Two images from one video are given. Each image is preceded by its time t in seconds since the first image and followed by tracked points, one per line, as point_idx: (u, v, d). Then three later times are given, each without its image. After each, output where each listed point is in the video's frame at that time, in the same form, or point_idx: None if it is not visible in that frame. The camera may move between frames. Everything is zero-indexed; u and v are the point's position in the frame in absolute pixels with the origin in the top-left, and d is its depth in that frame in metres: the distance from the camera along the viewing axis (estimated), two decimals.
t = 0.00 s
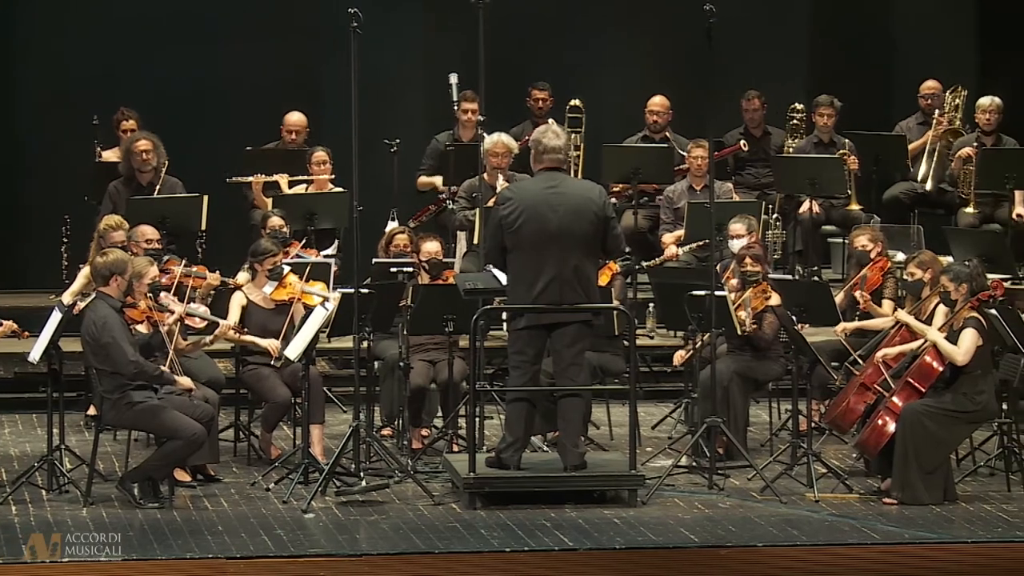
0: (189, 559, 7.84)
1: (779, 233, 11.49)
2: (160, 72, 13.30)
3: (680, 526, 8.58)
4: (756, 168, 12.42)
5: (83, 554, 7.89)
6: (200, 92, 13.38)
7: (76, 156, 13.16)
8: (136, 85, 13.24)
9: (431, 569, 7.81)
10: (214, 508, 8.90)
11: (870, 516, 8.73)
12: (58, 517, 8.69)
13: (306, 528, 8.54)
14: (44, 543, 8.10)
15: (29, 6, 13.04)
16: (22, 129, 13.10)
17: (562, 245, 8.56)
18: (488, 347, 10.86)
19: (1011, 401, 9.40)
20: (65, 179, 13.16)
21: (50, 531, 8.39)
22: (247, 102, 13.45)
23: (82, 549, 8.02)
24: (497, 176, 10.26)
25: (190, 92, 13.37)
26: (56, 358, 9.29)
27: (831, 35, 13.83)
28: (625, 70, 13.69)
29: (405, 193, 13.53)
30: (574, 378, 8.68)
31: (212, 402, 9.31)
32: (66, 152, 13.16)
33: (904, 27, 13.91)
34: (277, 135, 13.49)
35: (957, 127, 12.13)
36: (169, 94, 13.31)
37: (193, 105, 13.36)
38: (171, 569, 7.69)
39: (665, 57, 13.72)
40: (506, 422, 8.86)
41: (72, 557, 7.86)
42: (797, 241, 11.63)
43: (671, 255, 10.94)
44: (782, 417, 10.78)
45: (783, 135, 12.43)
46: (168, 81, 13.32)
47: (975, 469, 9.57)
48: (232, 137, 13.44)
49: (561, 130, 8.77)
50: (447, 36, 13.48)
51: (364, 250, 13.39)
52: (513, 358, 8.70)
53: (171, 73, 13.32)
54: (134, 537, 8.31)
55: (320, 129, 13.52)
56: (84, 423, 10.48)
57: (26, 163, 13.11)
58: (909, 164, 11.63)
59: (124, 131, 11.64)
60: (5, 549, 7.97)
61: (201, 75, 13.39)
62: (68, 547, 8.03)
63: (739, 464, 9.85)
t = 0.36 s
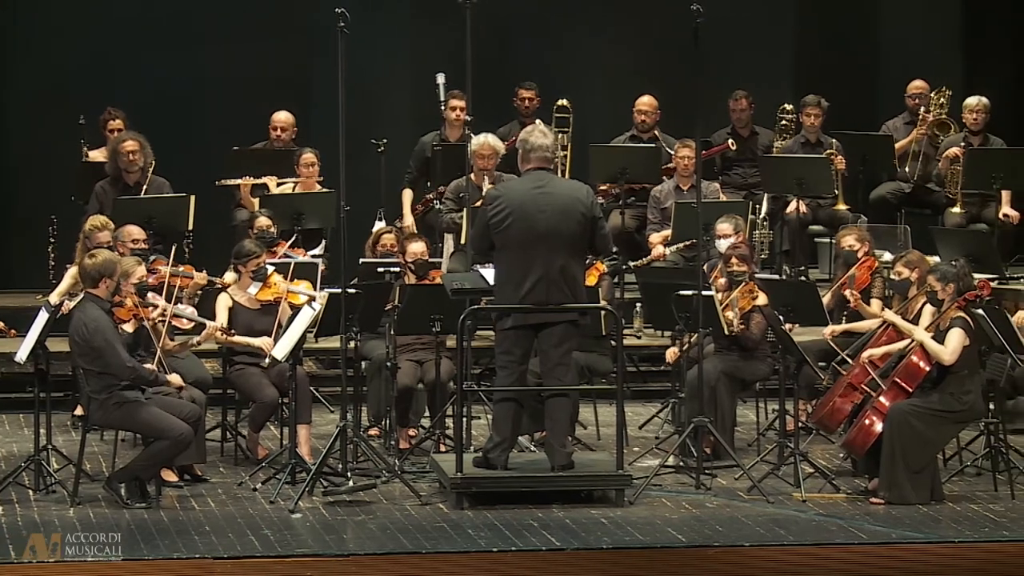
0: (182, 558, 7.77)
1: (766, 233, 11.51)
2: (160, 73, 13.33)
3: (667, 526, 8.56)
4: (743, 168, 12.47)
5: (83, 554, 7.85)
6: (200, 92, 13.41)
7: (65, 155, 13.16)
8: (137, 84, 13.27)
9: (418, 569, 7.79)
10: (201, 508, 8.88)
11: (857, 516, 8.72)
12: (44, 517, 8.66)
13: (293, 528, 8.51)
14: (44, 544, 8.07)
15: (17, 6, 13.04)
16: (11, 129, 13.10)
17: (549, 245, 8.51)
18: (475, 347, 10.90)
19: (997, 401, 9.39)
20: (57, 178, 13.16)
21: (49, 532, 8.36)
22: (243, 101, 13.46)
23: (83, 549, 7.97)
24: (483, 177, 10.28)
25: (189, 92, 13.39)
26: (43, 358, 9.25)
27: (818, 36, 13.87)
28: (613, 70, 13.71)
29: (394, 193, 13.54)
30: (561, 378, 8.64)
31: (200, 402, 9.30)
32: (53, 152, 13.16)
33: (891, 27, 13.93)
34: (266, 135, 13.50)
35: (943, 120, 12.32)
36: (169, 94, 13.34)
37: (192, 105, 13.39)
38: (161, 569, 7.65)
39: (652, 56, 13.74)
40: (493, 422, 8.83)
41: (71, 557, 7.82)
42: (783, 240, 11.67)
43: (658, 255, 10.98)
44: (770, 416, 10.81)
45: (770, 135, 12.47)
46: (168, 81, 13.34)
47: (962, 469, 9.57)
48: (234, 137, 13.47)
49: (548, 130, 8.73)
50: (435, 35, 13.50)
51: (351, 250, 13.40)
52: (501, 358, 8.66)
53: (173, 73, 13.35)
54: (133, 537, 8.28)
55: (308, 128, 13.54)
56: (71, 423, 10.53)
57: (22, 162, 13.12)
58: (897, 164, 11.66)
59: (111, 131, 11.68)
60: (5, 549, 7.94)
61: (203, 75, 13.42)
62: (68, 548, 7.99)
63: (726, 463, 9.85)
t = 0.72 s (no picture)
0: (174, 559, 7.74)
1: (753, 232, 11.61)
2: (156, 73, 13.38)
3: (654, 526, 8.55)
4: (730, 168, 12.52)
5: (84, 554, 7.83)
6: (196, 92, 13.45)
7: (53, 156, 13.19)
8: (134, 84, 13.31)
9: (403, 569, 7.77)
10: (188, 508, 8.87)
11: (844, 516, 8.71)
12: (31, 518, 8.63)
13: (280, 528, 8.50)
14: (44, 544, 8.06)
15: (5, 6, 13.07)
16: None
17: (536, 245, 8.50)
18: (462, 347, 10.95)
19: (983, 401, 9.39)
20: (45, 178, 13.19)
21: (49, 532, 8.36)
22: (232, 102, 13.50)
23: (83, 549, 7.96)
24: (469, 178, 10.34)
25: (185, 92, 13.43)
26: (28, 359, 9.24)
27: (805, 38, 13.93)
28: (600, 70, 13.76)
29: (383, 193, 13.56)
30: (548, 378, 8.63)
31: (186, 402, 9.29)
32: (42, 152, 13.19)
33: (878, 28, 13.96)
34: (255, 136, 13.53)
35: (930, 117, 12.42)
36: (157, 94, 13.37)
37: (187, 105, 13.43)
38: (154, 570, 7.62)
39: (639, 57, 13.79)
40: (480, 422, 8.81)
41: (72, 556, 7.80)
42: (770, 241, 11.72)
43: (645, 255, 11.01)
44: (756, 416, 10.84)
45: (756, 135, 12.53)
46: (161, 81, 13.38)
47: (948, 469, 9.57)
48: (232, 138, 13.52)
49: (535, 130, 8.76)
50: (422, 36, 13.53)
51: (338, 250, 13.41)
52: (488, 358, 8.64)
53: (171, 72, 13.40)
54: (131, 536, 8.27)
55: (296, 129, 13.57)
56: (58, 424, 10.57)
57: (19, 161, 13.17)
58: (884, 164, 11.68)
59: (97, 131, 11.70)
60: (6, 549, 7.91)
61: (200, 74, 13.48)
62: (68, 548, 7.98)
63: (713, 463, 9.86)
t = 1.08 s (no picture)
0: (165, 559, 7.73)
1: (741, 232, 11.72)
2: (148, 73, 13.41)
3: (642, 525, 8.54)
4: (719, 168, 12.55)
5: (84, 554, 7.81)
6: (187, 93, 13.48)
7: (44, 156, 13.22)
8: (125, 84, 13.35)
9: (391, 568, 7.76)
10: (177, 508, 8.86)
11: (833, 516, 8.70)
12: (20, 518, 8.61)
13: (269, 529, 8.49)
14: (45, 544, 8.04)
15: None
16: None
17: (524, 245, 8.49)
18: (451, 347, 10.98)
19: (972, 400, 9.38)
20: (35, 178, 13.21)
21: (50, 532, 8.35)
22: (223, 102, 13.53)
23: (83, 549, 7.94)
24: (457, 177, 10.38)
25: (176, 92, 13.46)
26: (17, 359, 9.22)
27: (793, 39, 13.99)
28: (588, 71, 13.82)
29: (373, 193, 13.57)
30: (537, 378, 8.62)
31: (175, 401, 9.28)
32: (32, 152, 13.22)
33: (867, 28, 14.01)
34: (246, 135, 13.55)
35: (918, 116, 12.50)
36: (147, 95, 13.41)
37: (178, 105, 13.46)
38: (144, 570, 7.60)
39: (628, 57, 13.83)
40: (469, 422, 8.80)
41: (72, 556, 7.78)
42: (759, 240, 11.75)
43: (634, 255, 11.03)
44: (745, 416, 10.86)
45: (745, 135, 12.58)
46: (150, 82, 13.41)
47: (937, 468, 9.58)
48: (224, 138, 13.55)
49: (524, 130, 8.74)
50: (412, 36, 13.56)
51: (327, 250, 13.42)
52: (477, 358, 8.61)
53: (163, 73, 13.43)
54: (131, 537, 8.26)
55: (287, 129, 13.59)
56: (46, 424, 10.61)
57: (14, 161, 13.19)
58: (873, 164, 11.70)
59: (85, 131, 11.73)
60: (6, 549, 7.89)
61: (192, 75, 13.50)
62: (68, 548, 7.95)
63: (702, 463, 9.87)
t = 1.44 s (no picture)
0: (158, 559, 7.72)
1: (732, 232, 11.79)
2: (142, 73, 13.42)
3: (633, 525, 8.54)
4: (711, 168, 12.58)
5: (83, 554, 7.81)
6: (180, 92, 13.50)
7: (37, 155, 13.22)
8: (117, 84, 13.37)
9: (382, 568, 7.76)
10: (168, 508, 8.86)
11: (824, 516, 8.70)
12: (13, 518, 8.60)
13: (260, 529, 8.49)
14: (44, 544, 8.04)
15: None
16: None
17: (515, 244, 8.49)
18: (442, 348, 11.01)
19: (963, 401, 9.38)
20: (29, 178, 13.21)
21: (50, 531, 8.35)
22: (217, 102, 13.55)
23: (82, 549, 7.94)
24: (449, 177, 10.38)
25: (169, 92, 13.48)
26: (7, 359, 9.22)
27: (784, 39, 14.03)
28: (581, 72, 13.85)
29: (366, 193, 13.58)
30: (528, 378, 8.61)
31: (166, 401, 9.28)
32: (26, 151, 13.22)
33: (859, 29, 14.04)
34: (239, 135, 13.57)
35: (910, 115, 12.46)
36: (140, 95, 13.42)
37: (171, 105, 13.48)
38: (137, 569, 7.59)
39: (621, 58, 13.86)
40: (460, 422, 8.78)
41: (71, 556, 7.79)
42: (750, 240, 11.78)
43: (625, 255, 11.03)
44: (736, 416, 10.88)
45: (736, 135, 12.59)
46: (143, 82, 13.42)
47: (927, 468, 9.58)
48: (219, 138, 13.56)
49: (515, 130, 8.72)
50: (405, 36, 13.59)
51: (320, 250, 13.42)
52: (468, 358, 8.60)
53: (157, 73, 13.45)
54: (131, 537, 8.26)
55: (280, 129, 13.61)
56: (38, 424, 10.61)
57: (6, 160, 13.19)
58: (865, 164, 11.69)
59: (76, 131, 11.73)
60: (5, 548, 7.89)
61: (185, 75, 13.52)
62: (68, 547, 7.96)
63: (693, 463, 9.88)
